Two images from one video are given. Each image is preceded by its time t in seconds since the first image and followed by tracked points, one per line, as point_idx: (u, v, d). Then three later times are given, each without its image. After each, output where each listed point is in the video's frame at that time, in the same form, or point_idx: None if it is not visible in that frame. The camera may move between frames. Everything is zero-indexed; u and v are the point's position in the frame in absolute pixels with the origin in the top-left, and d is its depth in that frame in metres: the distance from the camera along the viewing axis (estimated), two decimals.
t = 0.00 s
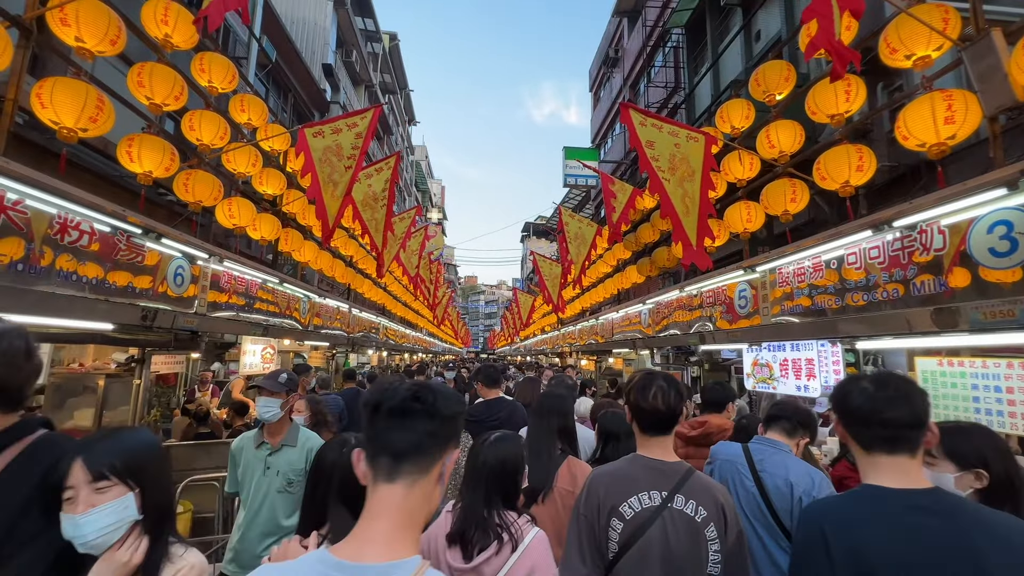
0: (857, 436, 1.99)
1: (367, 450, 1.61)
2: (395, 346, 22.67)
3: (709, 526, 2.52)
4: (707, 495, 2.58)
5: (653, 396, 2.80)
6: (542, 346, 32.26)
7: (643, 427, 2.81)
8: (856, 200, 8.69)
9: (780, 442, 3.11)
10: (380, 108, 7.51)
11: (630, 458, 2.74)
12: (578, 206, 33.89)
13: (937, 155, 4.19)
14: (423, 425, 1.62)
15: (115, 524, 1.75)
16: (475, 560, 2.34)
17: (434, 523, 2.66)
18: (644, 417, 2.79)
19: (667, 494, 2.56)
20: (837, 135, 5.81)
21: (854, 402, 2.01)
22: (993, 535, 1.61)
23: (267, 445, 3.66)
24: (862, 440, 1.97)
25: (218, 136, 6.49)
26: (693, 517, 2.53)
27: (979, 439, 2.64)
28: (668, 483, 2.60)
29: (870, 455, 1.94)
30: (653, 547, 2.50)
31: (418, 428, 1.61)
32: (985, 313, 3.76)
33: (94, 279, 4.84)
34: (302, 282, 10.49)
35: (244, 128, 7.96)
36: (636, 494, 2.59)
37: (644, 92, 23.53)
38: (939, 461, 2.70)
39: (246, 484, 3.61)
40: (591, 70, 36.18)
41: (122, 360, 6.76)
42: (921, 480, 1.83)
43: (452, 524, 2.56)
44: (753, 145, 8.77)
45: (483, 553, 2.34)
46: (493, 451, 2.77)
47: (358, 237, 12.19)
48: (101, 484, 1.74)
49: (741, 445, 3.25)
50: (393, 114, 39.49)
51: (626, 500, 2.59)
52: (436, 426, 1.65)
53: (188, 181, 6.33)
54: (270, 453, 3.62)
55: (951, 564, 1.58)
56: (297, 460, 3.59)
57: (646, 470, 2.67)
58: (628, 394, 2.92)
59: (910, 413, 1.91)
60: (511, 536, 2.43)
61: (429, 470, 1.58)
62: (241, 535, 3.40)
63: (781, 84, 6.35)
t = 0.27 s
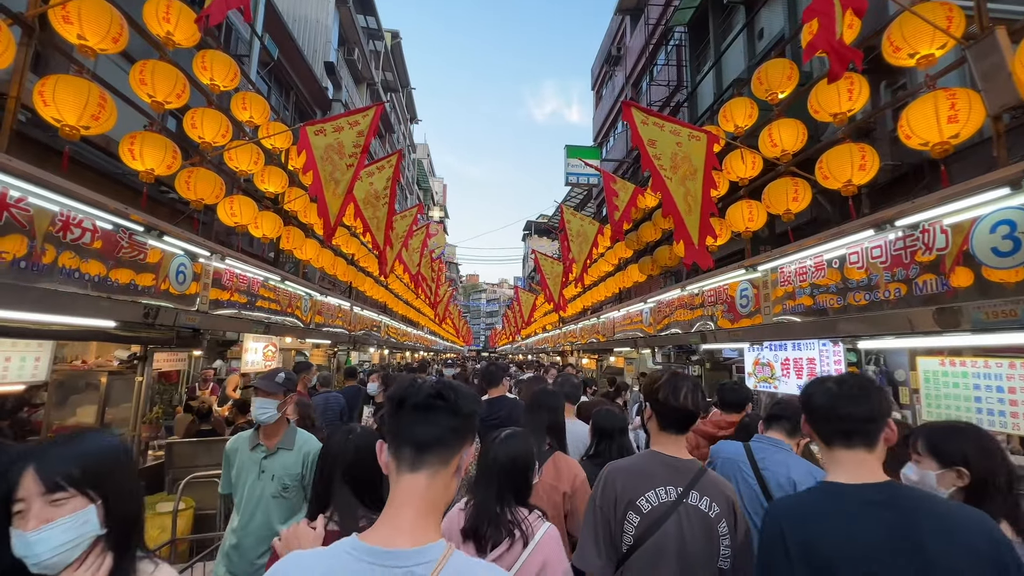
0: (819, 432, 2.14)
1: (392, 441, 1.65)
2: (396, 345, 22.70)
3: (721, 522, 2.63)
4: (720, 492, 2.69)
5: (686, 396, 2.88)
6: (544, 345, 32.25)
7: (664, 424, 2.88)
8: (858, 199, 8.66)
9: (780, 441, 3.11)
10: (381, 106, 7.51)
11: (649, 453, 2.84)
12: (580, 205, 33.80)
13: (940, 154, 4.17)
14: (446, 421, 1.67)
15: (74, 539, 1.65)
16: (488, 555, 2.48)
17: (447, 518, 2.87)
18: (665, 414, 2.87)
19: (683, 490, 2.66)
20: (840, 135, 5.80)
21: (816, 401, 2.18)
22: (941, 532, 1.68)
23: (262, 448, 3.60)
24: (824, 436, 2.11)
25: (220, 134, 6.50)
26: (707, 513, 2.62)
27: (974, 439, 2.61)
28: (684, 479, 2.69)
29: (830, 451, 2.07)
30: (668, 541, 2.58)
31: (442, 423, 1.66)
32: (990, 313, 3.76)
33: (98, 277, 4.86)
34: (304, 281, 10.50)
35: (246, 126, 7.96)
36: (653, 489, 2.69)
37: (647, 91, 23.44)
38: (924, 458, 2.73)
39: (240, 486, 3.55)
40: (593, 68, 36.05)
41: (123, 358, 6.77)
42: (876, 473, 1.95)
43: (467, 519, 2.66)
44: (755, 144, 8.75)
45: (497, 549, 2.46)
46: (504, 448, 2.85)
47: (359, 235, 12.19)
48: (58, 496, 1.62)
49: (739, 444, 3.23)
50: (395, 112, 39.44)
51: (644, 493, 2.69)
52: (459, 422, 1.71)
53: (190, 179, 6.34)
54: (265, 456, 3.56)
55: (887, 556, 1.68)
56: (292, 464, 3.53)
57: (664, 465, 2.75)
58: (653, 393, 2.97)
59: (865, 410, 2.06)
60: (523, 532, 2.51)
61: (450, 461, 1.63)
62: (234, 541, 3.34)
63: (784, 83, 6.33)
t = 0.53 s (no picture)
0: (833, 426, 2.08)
1: (380, 427, 1.73)
2: (400, 339, 22.71)
3: (735, 517, 2.61)
4: (733, 485, 2.67)
5: (706, 392, 2.85)
6: (548, 340, 32.20)
7: (675, 417, 2.86)
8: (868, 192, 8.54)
9: (789, 437, 3.06)
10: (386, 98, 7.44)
11: (660, 446, 2.82)
12: (584, 200, 33.63)
13: (956, 145, 4.08)
14: (427, 406, 1.74)
15: None
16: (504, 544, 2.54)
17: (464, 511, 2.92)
18: (682, 408, 2.82)
19: (694, 482, 2.65)
20: (851, 127, 5.70)
21: (829, 393, 2.14)
22: (945, 527, 1.65)
23: (246, 452, 3.40)
24: (838, 430, 2.06)
25: (223, 126, 6.45)
26: (719, 505, 2.60)
27: (982, 435, 2.54)
28: (696, 472, 2.68)
29: (845, 443, 2.02)
30: (680, 535, 2.57)
31: (423, 410, 1.72)
32: (1007, 308, 3.67)
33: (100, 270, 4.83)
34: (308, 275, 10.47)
35: (249, 118, 7.91)
36: (666, 481, 2.67)
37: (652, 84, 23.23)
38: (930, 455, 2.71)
39: (223, 494, 3.36)
40: (598, 62, 35.72)
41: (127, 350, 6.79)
42: (888, 466, 1.91)
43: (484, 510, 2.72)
44: (763, 136, 8.63)
45: (511, 539, 2.52)
46: (518, 441, 2.83)
47: (363, 229, 12.15)
48: (9, 525, 1.44)
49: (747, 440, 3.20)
50: (399, 106, 39.32)
51: (656, 485, 2.67)
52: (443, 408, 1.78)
53: (193, 171, 6.31)
54: (250, 461, 3.37)
55: (890, 547, 1.67)
56: (281, 467, 3.37)
57: (677, 458, 2.73)
58: (671, 387, 2.92)
59: (882, 404, 2.00)
60: (537, 522, 2.56)
61: (434, 443, 1.70)
62: (221, 552, 3.15)
63: (794, 74, 6.22)
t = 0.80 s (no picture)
0: (893, 423, 1.94)
1: (343, 418, 1.83)
2: (403, 335, 22.65)
3: (748, 513, 2.48)
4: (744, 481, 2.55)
5: (712, 387, 2.79)
6: (551, 336, 32.12)
7: (681, 413, 2.80)
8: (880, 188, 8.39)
9: (805, 436, 2.94)
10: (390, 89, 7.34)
11: (666, 442, 2.73)
12: (588, 197, 33.44)
13: (980, 135, 3.94)
14: (385, 398, 1.83)
15: None
16: (512, 536, 2.50)
17: (476, 505, 2.81)
18: (687, 404, 2.77)
19: (704, 478, 2.54)
20: (866, 117, 5.55)
21: (887, 391, 1.99)
22: (1014, 527, 1.54)
23: (200, 457, 2.84)
24: (901, 428, 1.91)
25: (225, 117, 6.35)
26: (730, 501, 2.48)
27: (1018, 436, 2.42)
28: (705, 467, 2.56)
29: (908, 444, 1.87)
30: (690, 533, 2.46)
31: (381, 401, 1.82)
32: None
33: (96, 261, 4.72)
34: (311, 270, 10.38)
35: (251, 110, 7.81)
36: (675, 477, 2.56)
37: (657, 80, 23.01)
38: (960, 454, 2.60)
39: (173, 510, 2.82)
40: (603, 58, 35.44)
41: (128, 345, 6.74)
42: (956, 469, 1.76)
43: (497, 503, 2.67)
44: (773, 130, 8.47)
45: (520, 531, 2.48)
46: (530, 435, 2.71)
47: (366, 224, 12.06)
48: None
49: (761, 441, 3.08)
50: (402, 102, 39.16)
51: (665, 482, 2.56)
52: (403, 399, 1.86)
53: (194, 163, 6.22)
54: (204, 467, 2.83)
55: (958, 549, 1.54)
56: (241, 472, 2.83)
57: (686, 453, 2.62)
58: (677, 382, 2.85)
59: (953, 402, 1.87)
60: (547, 516, 2.50)
61: (391, 431, 1.79)
62: (177, 575, 2.69)
63: (808, 65, 6.07)
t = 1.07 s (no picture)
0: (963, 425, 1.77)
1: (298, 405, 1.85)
2: (401, 332, 22.46)
3: (740, 514, 2.33)
4: (738, 482, 2.39)
5: (705, 385, 2.60)
6: (549, 334, 32.04)
7: (676, 413, 2.63)
8: (887, 184, 8.26)
9: (823, 436, 2.77)
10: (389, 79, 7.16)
11: (660, 442, 2.57)
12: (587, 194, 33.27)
13: (1000, 125, 3.81)
14: (336, 384, 1.83)
15: None
16: (510, 532, 2.38)
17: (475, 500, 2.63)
18: (679, 403, 2.60)
19: (694, 479, 2.39)
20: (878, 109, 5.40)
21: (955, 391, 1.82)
22: None
23: (137, 468, 2.46)
24: (975, 431, 1.74)
25: (219, 107, 6.17)
26: (721, 503, 2.33)
27: None
28: (695, 468, 2.42)
29: (985, 449, 1.70)
30: (678, 532, 2.33)
31: (332, 388, 1.83)
32: None
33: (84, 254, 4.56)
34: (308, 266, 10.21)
35: (247, 101, 7.62)
36: (663, 477, 2.42)
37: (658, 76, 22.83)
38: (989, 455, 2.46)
39: (108, 527, 2.44)
40: (603, 54, 35.22)
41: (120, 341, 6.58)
42: None
43: (495, 500, 2.52)
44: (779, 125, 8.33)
45: (519, 527, 2.36)
46: (530, 431, 2.57)
47: (364, 219, 11.89)
48: None
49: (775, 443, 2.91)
50: (400, 98, 38.91)
51: (653, 482, 2.43)
52: (354, 385, 1.86)
53: (187, 154, 6.04)
54: (140, 479, 2.43)
55: None
56: (184, 485, 2.42)
57: (675, 454, 2.48)
58: (669, 380, 2.69)
59: None
60: (547, 513, 2.40)
61: (343, 417, 1.80)
62: None
63: (818, 56, 5.93)
